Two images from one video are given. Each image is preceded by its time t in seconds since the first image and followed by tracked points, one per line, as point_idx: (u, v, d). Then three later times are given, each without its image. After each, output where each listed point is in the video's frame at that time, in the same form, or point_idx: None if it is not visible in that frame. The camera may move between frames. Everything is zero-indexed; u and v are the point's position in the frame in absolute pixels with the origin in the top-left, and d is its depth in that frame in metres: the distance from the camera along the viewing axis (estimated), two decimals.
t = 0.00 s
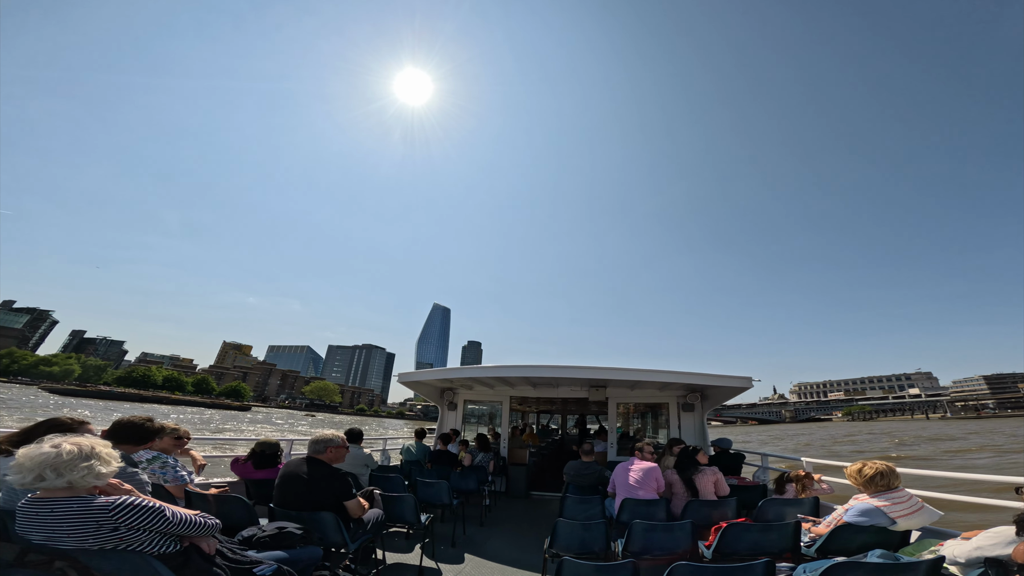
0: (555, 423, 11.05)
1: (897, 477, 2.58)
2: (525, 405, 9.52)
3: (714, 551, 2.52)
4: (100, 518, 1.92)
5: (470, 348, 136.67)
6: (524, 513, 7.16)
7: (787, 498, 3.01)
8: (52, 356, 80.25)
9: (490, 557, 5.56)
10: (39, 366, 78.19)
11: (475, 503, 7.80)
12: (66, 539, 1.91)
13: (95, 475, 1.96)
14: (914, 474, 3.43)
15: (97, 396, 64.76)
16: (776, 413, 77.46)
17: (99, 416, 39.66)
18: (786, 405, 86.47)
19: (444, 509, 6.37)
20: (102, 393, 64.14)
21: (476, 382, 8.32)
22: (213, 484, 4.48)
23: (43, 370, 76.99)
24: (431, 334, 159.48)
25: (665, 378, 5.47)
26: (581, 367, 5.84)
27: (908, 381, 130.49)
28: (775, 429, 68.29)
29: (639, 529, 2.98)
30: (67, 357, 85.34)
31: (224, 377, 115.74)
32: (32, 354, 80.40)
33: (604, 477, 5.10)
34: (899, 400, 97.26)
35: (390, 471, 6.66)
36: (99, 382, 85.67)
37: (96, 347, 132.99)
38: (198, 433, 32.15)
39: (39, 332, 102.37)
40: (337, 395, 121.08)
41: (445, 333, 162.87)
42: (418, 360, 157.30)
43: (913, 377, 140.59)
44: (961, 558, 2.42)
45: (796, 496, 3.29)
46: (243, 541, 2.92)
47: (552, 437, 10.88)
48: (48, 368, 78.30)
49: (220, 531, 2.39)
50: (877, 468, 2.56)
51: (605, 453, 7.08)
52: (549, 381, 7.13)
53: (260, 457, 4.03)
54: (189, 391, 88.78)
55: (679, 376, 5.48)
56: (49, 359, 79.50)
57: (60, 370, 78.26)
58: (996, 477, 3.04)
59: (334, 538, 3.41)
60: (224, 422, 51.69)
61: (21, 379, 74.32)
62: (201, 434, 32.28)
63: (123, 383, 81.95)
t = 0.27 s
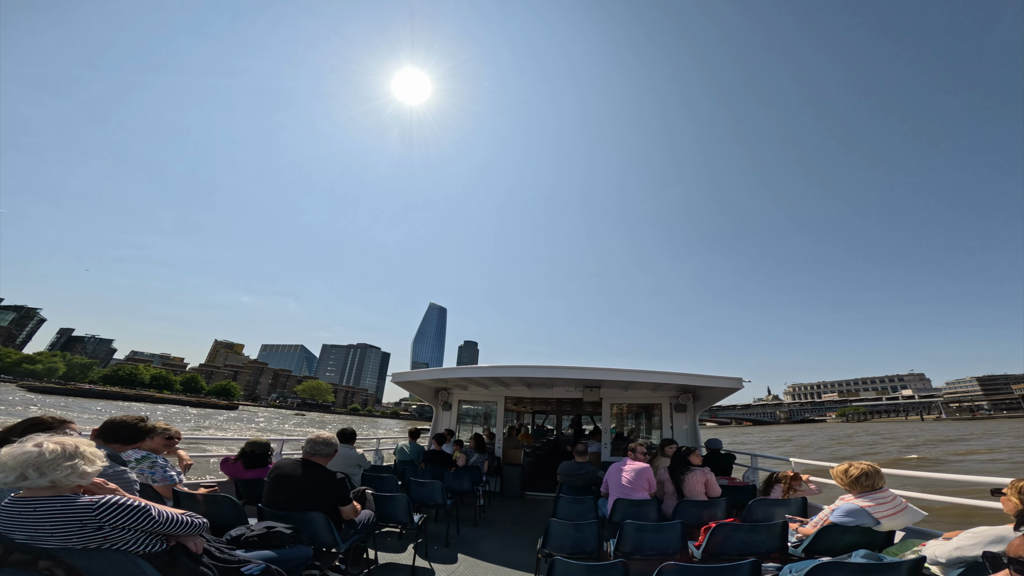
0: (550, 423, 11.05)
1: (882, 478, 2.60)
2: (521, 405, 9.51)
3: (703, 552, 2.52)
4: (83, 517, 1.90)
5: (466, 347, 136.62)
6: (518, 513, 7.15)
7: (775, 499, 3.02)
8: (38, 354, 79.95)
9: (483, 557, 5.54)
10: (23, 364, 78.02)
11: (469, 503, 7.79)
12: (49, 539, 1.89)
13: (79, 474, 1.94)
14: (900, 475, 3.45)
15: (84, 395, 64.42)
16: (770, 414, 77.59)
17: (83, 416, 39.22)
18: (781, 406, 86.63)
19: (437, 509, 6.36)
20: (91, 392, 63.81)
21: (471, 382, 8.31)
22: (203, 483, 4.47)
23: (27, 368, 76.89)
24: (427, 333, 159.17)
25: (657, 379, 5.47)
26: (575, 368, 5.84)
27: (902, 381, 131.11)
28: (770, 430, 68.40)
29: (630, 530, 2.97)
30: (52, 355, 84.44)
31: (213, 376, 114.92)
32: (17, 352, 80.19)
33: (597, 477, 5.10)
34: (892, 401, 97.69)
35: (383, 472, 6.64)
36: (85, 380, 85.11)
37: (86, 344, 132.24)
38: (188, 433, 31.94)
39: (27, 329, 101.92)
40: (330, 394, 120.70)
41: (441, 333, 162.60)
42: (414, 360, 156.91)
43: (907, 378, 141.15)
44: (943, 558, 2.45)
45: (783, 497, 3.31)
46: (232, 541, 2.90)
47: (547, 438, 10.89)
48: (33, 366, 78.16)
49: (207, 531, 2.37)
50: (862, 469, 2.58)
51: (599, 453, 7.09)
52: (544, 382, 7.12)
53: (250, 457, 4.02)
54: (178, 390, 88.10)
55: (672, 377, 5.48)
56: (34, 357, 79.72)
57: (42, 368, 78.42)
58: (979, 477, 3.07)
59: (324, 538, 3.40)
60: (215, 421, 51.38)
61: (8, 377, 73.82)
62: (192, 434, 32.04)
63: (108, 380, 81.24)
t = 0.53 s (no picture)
0: (546, 423, 11.04)
1: (869, 478, 2.60)
2: (517, 405, 9.50)
3: (694, 552, 2.52)
4: (68, 518, 1.88)
5: (464, 347, 136.49)
6: (514, 514, 7.13)
7: (766, 499, 3.01)
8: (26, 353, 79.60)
9: (478, 558, 5.52)
10: (9, 363, 77.76)
11: (465, 504, 7.76)
12: (32, 540, 1.86)
13: (63, 475, 1.92)
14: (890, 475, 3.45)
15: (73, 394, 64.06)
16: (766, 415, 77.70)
17: (68, 415, 38.75)
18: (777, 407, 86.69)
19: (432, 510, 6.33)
20: (80, 391, 63.44)
21: (466, 383, 8.29)
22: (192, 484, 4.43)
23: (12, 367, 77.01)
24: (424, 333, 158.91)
25: (649, 379, 5.46)
26: (569, 368, 5.83)
27: (898, 382, 131.56)
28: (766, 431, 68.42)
29: (622, 530, 2.96)
30: (40, 354, 83.78)
31: (205, 374, 114.16)
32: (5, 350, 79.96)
33: (591, 478, 5.08)
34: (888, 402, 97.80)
35: (377, 472, 6.61)
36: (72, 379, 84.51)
37: (77, 344, 131.60)
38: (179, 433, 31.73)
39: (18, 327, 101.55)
40: (324, 394, 120.31)
41: (438, 333, 162.34)
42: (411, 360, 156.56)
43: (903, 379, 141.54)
44: (929, 559, 2.44)
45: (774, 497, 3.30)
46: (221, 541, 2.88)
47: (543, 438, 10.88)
48: (19, 364, 78.04)
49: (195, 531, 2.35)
50: (850, 469, 2.57)
51: (594, 453, 7.08)
52: (539, 382, 7.11)
53: (240, 458, 3.99)
54: (168, 390, 87.46)
55: (665, 377, 5.47)
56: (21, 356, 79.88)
57: (29, 365, 78.65)
58: (966, 476, 3.08)
59: (315, 538, 3.38)
60: (207, 421, 51.06)
61: None
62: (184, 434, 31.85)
63: (97, 380, 80.62)
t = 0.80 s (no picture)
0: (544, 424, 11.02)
1: (864, 479, 2.60)
2: (514, 406, 9.49)
3: (692, 553, 2.51)
4: (58, 520, 1.86)
5: (462, 348, 136.25)
6: (512, 515, 7.11)
7: (762, 500, 3.01)
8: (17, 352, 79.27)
9: (476, 560, 5.50)
10: None
11: (462, 506, 7.74)
12: (21, 543, 1.83)
13: (54, 478, 1.90)
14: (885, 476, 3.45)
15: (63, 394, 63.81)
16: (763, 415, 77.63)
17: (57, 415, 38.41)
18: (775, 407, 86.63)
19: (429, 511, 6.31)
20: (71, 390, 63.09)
21: (463, 384, 8.27)
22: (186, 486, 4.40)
23: None
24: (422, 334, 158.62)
25: (645, 380, 5.45)
26: (567, 369, 5.82)
27: (895, 383, 131.85)
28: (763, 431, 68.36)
29: (620, 532, 2.94)
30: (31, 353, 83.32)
31: (199, 374, 113.53)
32: None
33: (589, 479, 5.07)
34: (886, 403, 97.82)
35: (374, 474, 6.58)
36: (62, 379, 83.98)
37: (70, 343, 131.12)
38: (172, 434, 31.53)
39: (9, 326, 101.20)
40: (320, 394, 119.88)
41: (436, 334, 162.10)
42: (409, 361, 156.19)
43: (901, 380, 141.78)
44: (925, 560, 2.44)
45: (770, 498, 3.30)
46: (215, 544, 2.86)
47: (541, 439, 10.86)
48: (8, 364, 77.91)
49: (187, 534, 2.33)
50: (845, 469, 2.57)
51: (591, 454, 7.08)
52: (538, 383, 7.10)
53: (235, 460, 3.97)
54: (160, 389, 86.93)
55: (661, 378, 5.46)
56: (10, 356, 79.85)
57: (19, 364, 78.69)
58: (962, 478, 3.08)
59: (310, 541, 3.36)
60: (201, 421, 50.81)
61: None
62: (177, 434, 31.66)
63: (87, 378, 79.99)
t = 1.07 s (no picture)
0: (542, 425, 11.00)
1: (860, 478, 2.59)
2: (512, 407, 9.47)
3: (689, 553, 2.50)
4: (47, 523, 1.84)
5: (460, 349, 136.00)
6: (510, 517, 7.08)
7: (759, 500, 3.00)
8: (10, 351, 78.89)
9: (474, 561, 5.47)
10: None
11: (460, 507, 7.70)
12: (9, 546, 1.81)
13: (42, 480, 1.88)
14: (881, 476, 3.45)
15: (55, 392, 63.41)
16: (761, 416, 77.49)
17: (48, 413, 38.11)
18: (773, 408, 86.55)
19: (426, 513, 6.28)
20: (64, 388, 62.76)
21: (461, 385, 8.25)
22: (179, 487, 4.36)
23: None
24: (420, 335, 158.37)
25: (642, 380, 5.44)
26: (564, 370, 5.81)
27: (894, 384, 131.94)
28: (761, 432, 68.29)
29: (618, 533, 2.92)
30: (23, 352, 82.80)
31: (194, 374, 113.00)
32: None
33: (587, 480, 5.05)
34: (884, 404, 97.80)
35: (371, 476, 6.55)
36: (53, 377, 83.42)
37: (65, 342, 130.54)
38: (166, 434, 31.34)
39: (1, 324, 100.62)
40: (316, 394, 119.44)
41: (434, 336, 161.95)
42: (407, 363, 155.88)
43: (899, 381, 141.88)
44: (922, 559, 2.44)
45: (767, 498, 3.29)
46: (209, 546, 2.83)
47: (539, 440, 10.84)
48: None
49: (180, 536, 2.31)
50: (841, 469, 2.57)
51: (589, 455, 7.06)
52: (535, 384, 7.09)
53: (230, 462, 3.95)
54: (154, 387, 86.51)
55: (657, 379, 5.45)
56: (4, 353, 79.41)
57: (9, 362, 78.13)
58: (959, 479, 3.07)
59: (306, 544, 3.33)
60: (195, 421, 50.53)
61: None
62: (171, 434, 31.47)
63: (79, 377, 79.47)
